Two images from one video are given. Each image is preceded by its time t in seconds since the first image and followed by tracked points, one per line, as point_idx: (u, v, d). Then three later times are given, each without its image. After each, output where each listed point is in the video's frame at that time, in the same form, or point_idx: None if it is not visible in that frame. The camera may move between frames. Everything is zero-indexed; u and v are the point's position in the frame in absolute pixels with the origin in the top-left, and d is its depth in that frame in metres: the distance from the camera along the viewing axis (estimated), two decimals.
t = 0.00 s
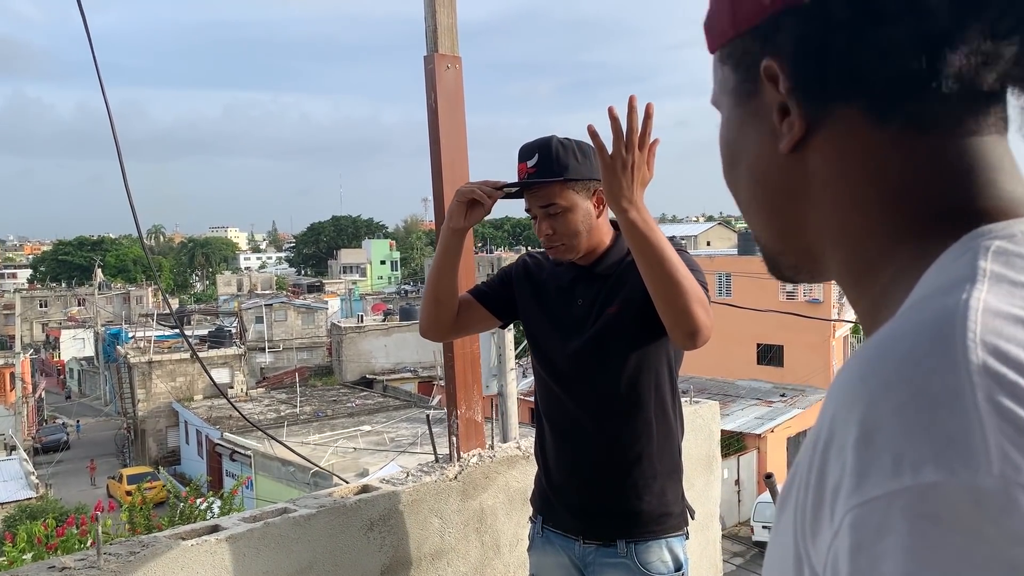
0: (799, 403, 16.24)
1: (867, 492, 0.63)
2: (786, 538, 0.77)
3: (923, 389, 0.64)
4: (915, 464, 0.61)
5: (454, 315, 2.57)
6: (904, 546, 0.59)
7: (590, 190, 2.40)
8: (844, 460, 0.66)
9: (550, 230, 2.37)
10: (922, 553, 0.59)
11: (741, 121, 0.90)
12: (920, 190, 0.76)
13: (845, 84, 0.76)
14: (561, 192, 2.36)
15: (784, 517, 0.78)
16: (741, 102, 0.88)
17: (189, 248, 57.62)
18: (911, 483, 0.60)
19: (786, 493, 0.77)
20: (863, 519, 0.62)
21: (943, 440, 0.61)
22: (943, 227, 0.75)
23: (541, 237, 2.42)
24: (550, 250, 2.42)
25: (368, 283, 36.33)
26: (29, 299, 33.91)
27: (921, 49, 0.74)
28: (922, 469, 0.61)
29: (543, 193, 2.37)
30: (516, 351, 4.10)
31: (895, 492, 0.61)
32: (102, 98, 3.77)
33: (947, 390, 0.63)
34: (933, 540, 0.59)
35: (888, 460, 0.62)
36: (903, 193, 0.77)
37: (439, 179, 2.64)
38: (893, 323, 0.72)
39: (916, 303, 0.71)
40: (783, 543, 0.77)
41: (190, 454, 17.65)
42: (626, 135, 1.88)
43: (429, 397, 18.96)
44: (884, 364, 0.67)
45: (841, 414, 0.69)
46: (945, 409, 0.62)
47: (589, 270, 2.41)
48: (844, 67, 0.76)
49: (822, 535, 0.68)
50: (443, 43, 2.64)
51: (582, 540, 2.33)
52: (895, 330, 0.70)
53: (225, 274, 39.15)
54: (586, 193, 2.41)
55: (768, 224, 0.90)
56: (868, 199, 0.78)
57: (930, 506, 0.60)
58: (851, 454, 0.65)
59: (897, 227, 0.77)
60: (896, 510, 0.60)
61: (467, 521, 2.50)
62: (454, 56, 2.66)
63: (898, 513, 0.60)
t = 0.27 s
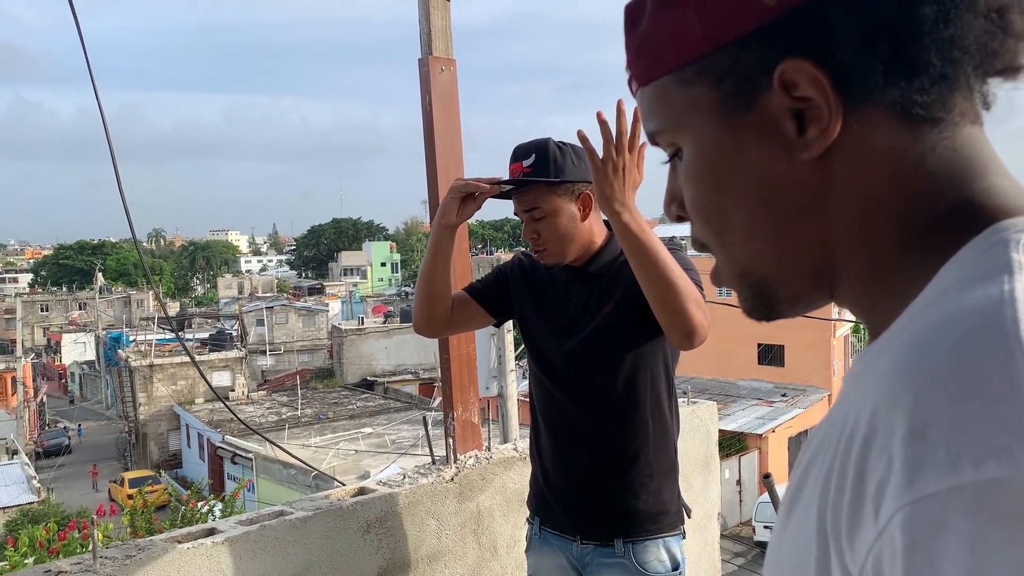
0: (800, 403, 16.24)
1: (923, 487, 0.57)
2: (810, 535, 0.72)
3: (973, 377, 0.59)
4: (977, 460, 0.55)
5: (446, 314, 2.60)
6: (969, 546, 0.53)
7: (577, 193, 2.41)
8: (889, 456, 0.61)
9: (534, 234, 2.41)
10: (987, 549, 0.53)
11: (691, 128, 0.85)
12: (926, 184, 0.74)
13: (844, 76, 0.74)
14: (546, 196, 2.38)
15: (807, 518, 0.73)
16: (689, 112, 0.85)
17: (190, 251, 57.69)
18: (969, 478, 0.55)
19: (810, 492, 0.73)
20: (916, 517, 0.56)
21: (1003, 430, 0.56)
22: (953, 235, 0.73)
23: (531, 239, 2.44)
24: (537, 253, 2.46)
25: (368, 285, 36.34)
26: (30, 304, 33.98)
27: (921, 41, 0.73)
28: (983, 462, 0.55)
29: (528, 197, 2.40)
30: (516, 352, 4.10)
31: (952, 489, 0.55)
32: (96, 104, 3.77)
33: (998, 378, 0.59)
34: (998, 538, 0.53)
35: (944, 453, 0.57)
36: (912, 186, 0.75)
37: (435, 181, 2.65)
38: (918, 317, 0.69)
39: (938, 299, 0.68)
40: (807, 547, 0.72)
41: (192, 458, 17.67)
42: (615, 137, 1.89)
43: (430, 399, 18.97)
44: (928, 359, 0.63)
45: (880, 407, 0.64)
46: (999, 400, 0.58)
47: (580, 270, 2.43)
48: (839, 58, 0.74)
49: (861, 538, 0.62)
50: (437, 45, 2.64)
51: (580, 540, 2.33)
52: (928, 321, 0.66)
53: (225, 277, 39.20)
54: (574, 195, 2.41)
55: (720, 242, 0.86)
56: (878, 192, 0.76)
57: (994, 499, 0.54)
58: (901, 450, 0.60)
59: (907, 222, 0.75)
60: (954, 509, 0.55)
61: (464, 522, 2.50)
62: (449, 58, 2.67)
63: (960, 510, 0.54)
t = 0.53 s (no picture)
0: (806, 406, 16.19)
1: (929, 514, 0.56)
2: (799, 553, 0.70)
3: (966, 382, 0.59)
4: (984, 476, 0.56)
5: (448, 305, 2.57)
6: (978, 564, 0.53)
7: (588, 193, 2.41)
8: (887, 479, 0.60)
9: (546, 232, 2.38)
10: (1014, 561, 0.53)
11: (711, 133, 0.86)
12: (895, 198, 0.74)
13: (827, 86, 0.74)
14: (558, 195, 2.36)
15: (793, 539, 0.71)
16: (704, 119, 0.86)
17: (195, 255, 57.85)
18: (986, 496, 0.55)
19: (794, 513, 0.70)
20: (925, 545, 0.55)
21: (1005, 445, 0.56)
22: (924, 235, 0.73)
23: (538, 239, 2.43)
24: (546, 252, 2.43)
25: (373, 289, 36.37)
26: (37, 308, 34.09)
27: (914, 43, 0.72)
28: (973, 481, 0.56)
29: (540, 195, 2.37)
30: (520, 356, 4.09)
31: (964, 508, 0.55)
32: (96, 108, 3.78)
33: (996, 390, 0.58)
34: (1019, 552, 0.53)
35: (951, 471, 0.57)
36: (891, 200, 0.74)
37: (436, 182, 2.65)
38: (901, 317, 0.68)
39: (916, 296, 0.68)
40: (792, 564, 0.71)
41: (198, 462, 17.69)
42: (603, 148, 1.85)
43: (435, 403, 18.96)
44: (921, 372, 0.61)
45: (871, 428, 0.62)
46: (1001, 415, 0.57)
47: (584, 271, 2.42)
48: (830, 65, 0.74)
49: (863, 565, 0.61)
50: (439, 49, 2.65)
51: (584, 543, 2.32)
52: (916, 324, 0.65)
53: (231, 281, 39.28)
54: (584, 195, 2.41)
55: (741, 236, 0.87)
56: (862, 203, 0.75)
57: (1012, 519, 0.54)
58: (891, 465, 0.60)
59: (870, 236, 0.76)
60: (966, 533, 0.54)
61: (466, 526, 2.49)
62: (450, 62, 2.67)
63: (977, 527, 0.54)
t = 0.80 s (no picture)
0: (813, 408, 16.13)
1: (872, 508, 0.60)
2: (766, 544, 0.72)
3: (936, 383, 0.62)
4: (928, 476, 0.59)
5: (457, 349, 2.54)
6: (926, 555, 0.57)
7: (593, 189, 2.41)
8: (839, 473, 0.63)
9: (552, 229, 2.40)
10: (945, 565, 0.57)
11: (738, 108, 0.88)
12: (906, 195, 0.75)
13: (824, 75, 0.75)
14: (563, 192, 2.37)
15: (763, 526, 0.74)
16: (737, 87, 0.87)
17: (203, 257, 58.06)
18: (925, 495, 0.58)
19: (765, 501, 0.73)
20: (871, 537, 0.59)
21: (957, 444, 0.59)
22: (924, 226, 0.75)
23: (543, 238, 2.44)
24: (550, 250, 2.45)
25: (380, 291, 36.43)
26: (46, 311, 34.27)
27: (905, 37, 0.71)
28: (933, 476, 0.58)
29: (545, 193, 2.38)
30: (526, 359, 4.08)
31: (906, 505, 0.58)
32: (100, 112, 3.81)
33: (961, 395, 0.61)
34: (958, 556, 0.57)
35: (898, 471, 0.60)
36: (887, 199, 0.76)
37: (438, 183, 2.64)
38: (886, 315, 0.69)
39: (907, 292, 0.69)
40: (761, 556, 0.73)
41: (205, 464, 17.74)
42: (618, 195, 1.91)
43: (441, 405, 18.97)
44: (879, 374, 0.64)
45: (834, 422, 0.65)
46: (957, 420, 0.60)
47: (588, 274, 2.42)
48: (831, 56, 0.74)
49: (813, 561, 0.65)
50: (442, 52, 2.65)
51: (587, 547, 2.31)
52: (894, 322, 0.67)
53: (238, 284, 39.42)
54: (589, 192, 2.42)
55: (765, 215, 0.88)
56: (868, 197, 0.76)
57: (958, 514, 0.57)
58: (853, 456, 0.63)
59: (884, 227, 0.77)
60: (913, 524, 0.58)
61: (469, 529, 2.49)
62: (454, 64, 2.67)
63: (914, 528, 0.58)
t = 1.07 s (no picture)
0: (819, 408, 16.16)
1: (887, 481, 0.61)
2: (786, 507, 0.74)
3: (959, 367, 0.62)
4: (941, 454, 0.60)
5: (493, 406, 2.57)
6: (933, 534, 0.59)
7: (607, 187, 2.44)
8: (859, 449, 0.64)
9: (568, 221, 2.39)
10: (951, 541, 0.58)
11: (778, 98, 0.87)
12: (935, 190, 0.74)
13: (861, 73, 0.74)
14: (582, 183, 2.38)
15: (782, 495, 0.76)
16: (780, 78, 0.87)
17: (209, 258, 58.19)
18: (935, 472, 0.59)
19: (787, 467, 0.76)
20: (882, 512, 0.60)
21: (969, 428, 0.60)
22: (949, 222, 0.75)
23: (554, 233, 2.43)
24: (563, 245, 2.41)
25: (386, 291, 36.47)
26: (52, 312, 34.41)
27: (947, 42, 0.69)
28: (949, 459, 0.59)
29: (563, 183, 2.39)
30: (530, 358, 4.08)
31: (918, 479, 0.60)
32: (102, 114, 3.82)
33: (978, 380, 0.61)
34: (965, 526, 0.58)
35: (912, 447, 0.61)
36: (914, 191, 0.75)
37: (442, 183, 2.65)
38: (907, 303, 0.70)
39: (932, 278, 0.69)
40: (781, 521, 0.75)
41: (212, 464, 17.80)
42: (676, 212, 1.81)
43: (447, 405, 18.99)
44: (899, 350, 0.65)
45: (854, 397, 0.66)
46: (966, 398, 0.61)
47: (596, 272, 2.39)
48: (872, 54, 0.72)
49: (832, 525, 0.66)
50: (444, 51, 2.64)
51: (590, 548, 2.30)
52: (911, 310, 0.68)
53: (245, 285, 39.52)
54: (603, 187, 2.44)
55: (796, 198, 0.87)
56: (902, 197, 0.76)
57: (964, 491, 0.59)
58: (867, 442, 0.63)
59: (907, 222, 0.77)
60: (920, 504, 0.59)
61: (473, 530, 2.49)
62: (456, 64, 2.66)
63: (920, 504, 0.59)
